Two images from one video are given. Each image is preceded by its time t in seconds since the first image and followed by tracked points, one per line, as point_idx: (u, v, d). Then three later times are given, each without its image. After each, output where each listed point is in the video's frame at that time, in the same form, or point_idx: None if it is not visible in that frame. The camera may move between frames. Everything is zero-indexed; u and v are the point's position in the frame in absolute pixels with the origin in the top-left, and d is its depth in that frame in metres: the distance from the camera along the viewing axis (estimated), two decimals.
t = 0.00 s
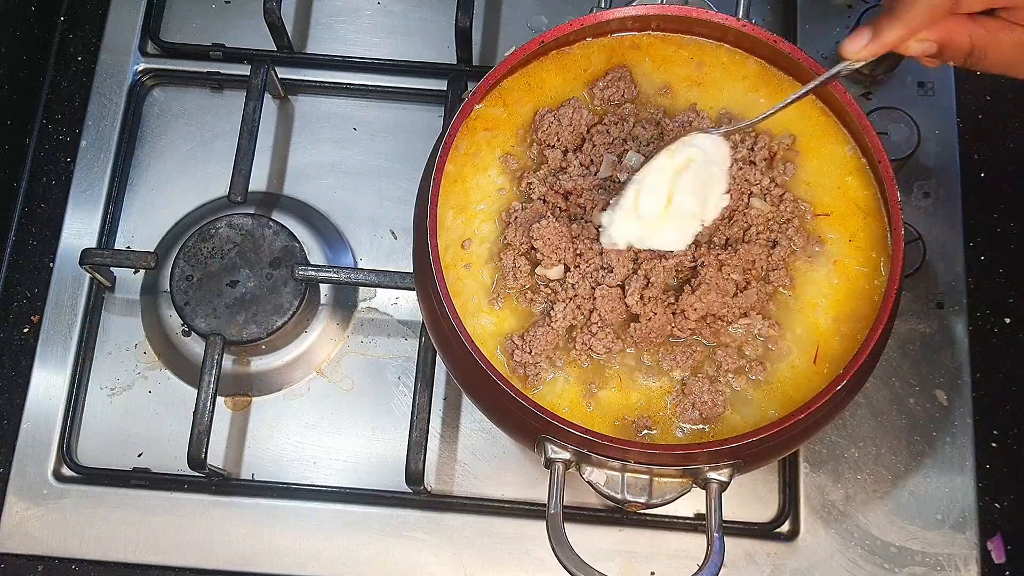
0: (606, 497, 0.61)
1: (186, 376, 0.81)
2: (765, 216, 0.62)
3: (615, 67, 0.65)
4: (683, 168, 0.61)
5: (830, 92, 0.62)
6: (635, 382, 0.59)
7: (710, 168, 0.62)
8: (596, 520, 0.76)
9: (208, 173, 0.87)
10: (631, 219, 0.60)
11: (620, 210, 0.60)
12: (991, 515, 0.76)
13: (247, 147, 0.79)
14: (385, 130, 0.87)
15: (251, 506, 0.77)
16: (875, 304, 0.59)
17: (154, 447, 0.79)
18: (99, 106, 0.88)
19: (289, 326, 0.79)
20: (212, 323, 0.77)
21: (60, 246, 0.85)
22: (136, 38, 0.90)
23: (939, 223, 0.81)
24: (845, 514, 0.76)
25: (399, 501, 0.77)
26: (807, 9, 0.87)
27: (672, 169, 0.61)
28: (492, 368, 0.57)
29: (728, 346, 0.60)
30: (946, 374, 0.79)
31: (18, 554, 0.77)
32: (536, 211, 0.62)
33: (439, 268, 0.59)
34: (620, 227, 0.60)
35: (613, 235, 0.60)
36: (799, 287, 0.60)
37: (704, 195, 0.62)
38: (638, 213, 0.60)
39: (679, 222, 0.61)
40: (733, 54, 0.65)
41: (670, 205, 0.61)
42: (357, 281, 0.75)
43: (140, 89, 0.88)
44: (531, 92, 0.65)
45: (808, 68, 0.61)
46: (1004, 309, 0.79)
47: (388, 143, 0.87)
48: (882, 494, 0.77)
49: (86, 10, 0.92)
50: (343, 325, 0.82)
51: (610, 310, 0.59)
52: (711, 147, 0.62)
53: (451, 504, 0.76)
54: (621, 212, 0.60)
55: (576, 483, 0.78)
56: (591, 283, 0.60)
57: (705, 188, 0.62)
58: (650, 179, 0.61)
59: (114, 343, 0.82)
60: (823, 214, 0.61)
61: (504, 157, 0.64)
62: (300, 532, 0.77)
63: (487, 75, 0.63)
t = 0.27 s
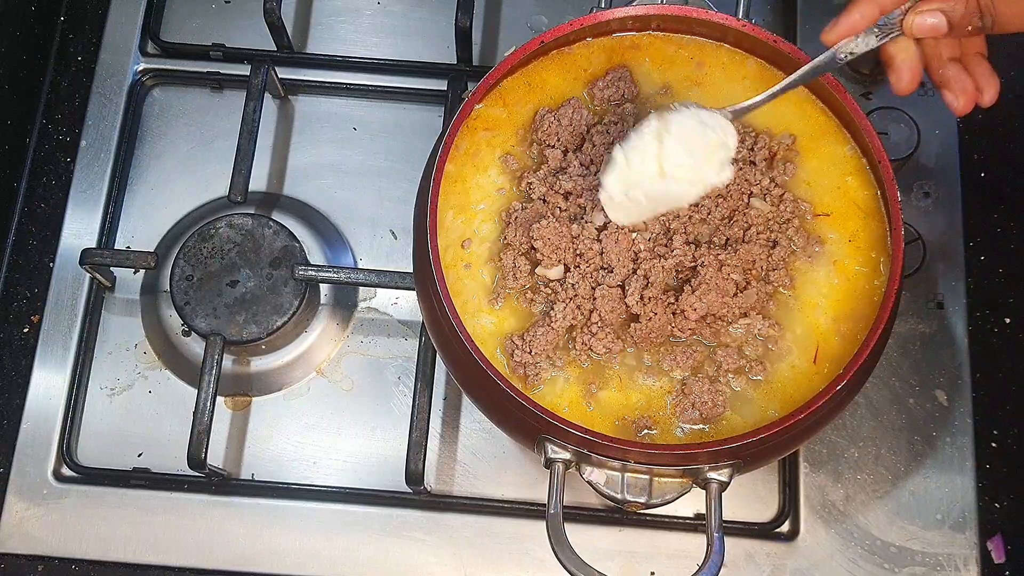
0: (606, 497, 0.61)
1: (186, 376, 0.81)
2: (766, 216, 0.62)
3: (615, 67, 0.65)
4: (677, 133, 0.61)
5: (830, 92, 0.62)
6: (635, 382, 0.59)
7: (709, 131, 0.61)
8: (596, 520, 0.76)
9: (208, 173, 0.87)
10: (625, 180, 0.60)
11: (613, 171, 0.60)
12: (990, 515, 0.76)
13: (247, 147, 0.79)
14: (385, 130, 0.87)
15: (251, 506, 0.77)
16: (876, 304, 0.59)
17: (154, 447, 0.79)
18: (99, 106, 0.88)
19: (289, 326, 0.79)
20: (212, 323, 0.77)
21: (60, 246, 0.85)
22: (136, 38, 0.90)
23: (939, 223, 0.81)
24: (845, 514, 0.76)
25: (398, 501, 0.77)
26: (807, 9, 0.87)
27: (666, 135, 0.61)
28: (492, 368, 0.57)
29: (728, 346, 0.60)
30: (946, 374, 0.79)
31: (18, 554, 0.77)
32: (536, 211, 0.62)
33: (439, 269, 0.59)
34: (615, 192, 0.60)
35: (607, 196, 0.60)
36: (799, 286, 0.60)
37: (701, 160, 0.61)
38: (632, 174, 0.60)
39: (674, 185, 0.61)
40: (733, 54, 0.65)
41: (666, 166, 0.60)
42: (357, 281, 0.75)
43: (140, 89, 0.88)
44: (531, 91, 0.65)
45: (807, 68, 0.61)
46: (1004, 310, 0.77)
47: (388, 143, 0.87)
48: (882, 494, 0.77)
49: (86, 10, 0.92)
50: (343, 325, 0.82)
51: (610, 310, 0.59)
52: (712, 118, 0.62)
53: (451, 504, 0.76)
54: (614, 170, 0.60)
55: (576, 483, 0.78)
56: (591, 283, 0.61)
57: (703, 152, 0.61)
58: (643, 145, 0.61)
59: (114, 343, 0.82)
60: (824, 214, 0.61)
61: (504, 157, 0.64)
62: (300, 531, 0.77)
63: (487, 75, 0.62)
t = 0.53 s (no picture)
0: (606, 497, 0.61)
1: (186, 376, 0.81)
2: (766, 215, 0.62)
3: (615, 67, 0.65)
4: (705, 101, 0.58)
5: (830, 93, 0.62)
6: (635, 382, 0.59)
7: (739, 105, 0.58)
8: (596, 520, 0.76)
9: (208, 173, 0.87)
10: (645, 151, 0.59)
11: (635, 143, 0.60)
12: (991, 515, 0.76)
13: (247, 147, 0.79)
14: (385, 130, 0.87)
15: (251, 506, 0.77)
16: (875, 304, 0.59)
17: (154, 447, 0.79)
18: (99, 106, 0.88)
19: (289, 326, 0.79)
20: (212, 322, 0.77)
21: (60, 246, 0.85)
22: (136, 38, 0.90)
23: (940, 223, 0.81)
24: (845, 514, 0.76)
25: (398, 501, 0.77)
26: (807, 9, 0.87)
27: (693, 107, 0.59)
28: (492, 368, 0.57)
29: (728, 346, 0.60)
30: (946, 374, 0.79)
31: (18, 554, 0.77)
32: (536, 211, 0.62)
33: (439, 269, 0.59)
34: (637, 159, 0.59)
35: (628, 166, 0.60)
36: (799, 287, 0.60)
37: (728, 131, 0.58)
38: (654, 143, 0.59)
39: (696, 158, 0.59)
40: (733, 54, 0.65)
41: (690, 136, 0.59)
42: (357, 281, 0.75)
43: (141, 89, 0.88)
44: (531, 91, 0.65)
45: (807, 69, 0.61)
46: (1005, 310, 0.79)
47: (388, 143, 0.87)
48: (882, 494, 0.77)
49: (86, 10, 0.92)
50: (343, 325, 0.82)
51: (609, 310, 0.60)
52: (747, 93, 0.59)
53: (451, 504, 0.76)
54: (635, 142, 0.60)
55: (576, 483, 0.78)
56: (591, 283, 0.61)
57: (732, 125, 0.58)
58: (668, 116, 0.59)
59: (114, 343, 0.82)
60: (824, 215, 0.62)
61: (504, 157, 0.64)
62: (300, 532, 0.77)
63: (487, 75, 0.62)
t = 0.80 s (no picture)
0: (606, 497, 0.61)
1: (186, 376, 0.81)
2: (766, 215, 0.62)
3: (615, 67, 0.65)
4: (707, 88, 0.59)
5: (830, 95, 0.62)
6: (635, 382, 0.59)
7: (737, 94, 0.59)
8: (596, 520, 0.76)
9: (208, 173, 0.87)
10: (642, 134, 0.59)
11: (632, 122, 0.59)
12: (991, 516, 0.76)
13: (247, 147, 0.79)
14: (385, 131, 0.87)
15: (251, 505, 0.77)
16: (875, 304, 0.59)
17: (154, 447, 0.79)
18: (99, 106, 0.88)
19: (289, 326, 0.79)
20: (212, 322, 0.77)
21: (60, 246, 0.85)
22: (136, 38, 0.90)
23: (940, 223, 0.81)
24: (846, 514, 0.76)
25: (398, 501, 0.77)
26: (808, 9, 0.87)
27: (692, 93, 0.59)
28: (492, 368, 0.57)
29: (728, 346, 0.60)
30: (946, 374, 0.79)
31: (17, 554, 0.77)
32: (536, 211, 0.62)
33: (440, 269, 0.59)
34: (632, 140, 0.60)
35: (623, 144, 0.60)
36: (799, 286, 0.60)
37: (724, 121, 0.60)
38: (653, 125, 0.59)
39: (691, 143, 0.60)
40: (733, 54, 0.65)
41: (687, 124, 0.59)
42: (357, 281, 0.75)
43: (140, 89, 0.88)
44: (531, 92, 0.65)
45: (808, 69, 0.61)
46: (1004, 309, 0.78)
47: (388, 143, 0.87)
48: (882, 494, 0.77)
49: (86, 10, 0.92)
50: (343, 325, 0.82)
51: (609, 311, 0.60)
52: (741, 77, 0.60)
53: (451, 504, 0.76)
54: (632, 122, 0.59)
55: (576, 483, 0.78)
56: (591, 283, 0.61)
57: (729, 115, 0.60)
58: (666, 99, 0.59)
59: (114, 343, 0.82)
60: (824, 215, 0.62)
61: (504, 157, 0.64)
62: (300, 532, 0.77)
63: (487, 75, 0.62)
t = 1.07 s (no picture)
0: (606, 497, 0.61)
1: (186, 376, 0.81)
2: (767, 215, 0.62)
3: (615, 68, 0.65)
4: (718, 108, 0.58)
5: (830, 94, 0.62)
6: (635, 382, 0.59)
7: (744, 116, 0.59)
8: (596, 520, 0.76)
9: (208, 173, 0.87)
10: (649, 156, 0.59)
11: (638, 143, 0.59)
12: (991, 516, 0.76)
13: (247, 147, 0.79)
14: (384, 131, 0.87)
15: (251, 505, 0.77)
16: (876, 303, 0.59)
17: (154, 447, 0.79)
18: (99, 106, 0.88)
19: (289, 326, 0.79)
20: (212, 322, 0.77)
21: (60, 246, 0.85)
22: (136, 38, 0.90)
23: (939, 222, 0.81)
24: (846, 514, 0.76)
25: (398, 501, 0.77)
26: (807, 9, 0.87)
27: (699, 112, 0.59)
28: (492, 368, 0.57)
29: (728, 346, 0.60)
30: (947, 374, 0.79)
31: (17, 554, 0.77)
32: (537, 211, 0.62)
33: (440, 269, 0.59)
34: (638, 161, 0.60)
35: (629, 164, 0.60)
36: (800, 286, 0.61)
37: (730, 142, 0.60)
38: (661, 144, 0.59)
39: (697, 163, 0.60)
40: (732, 54, 0.65)
41: (692, 145, 0.59)
42: (357, 281, 0.75)
43: (140, 89, 0.88)
44: (531, 92, 0.65)
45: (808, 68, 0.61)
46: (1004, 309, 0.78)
47: (388, 143, 0.87)
48: (882, 494, 0.77)
49: (86, 10, 0.92)
50: (343, 325, 0.82)
51: (610, 311, 0.60)
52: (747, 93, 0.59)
53: (451, 504, 0.76)
54: (639, 143, 0.59)
55: (576, 483, 0.78)
56: (591, 283, 0.61)
57: (734, 134, 0.60)
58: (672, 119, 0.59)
59: (114, 343, 0.82)
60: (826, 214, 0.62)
61: (504, 157, 0.64)
62: (300, 532, 0.77)
63: (487, 75, 0.62)
